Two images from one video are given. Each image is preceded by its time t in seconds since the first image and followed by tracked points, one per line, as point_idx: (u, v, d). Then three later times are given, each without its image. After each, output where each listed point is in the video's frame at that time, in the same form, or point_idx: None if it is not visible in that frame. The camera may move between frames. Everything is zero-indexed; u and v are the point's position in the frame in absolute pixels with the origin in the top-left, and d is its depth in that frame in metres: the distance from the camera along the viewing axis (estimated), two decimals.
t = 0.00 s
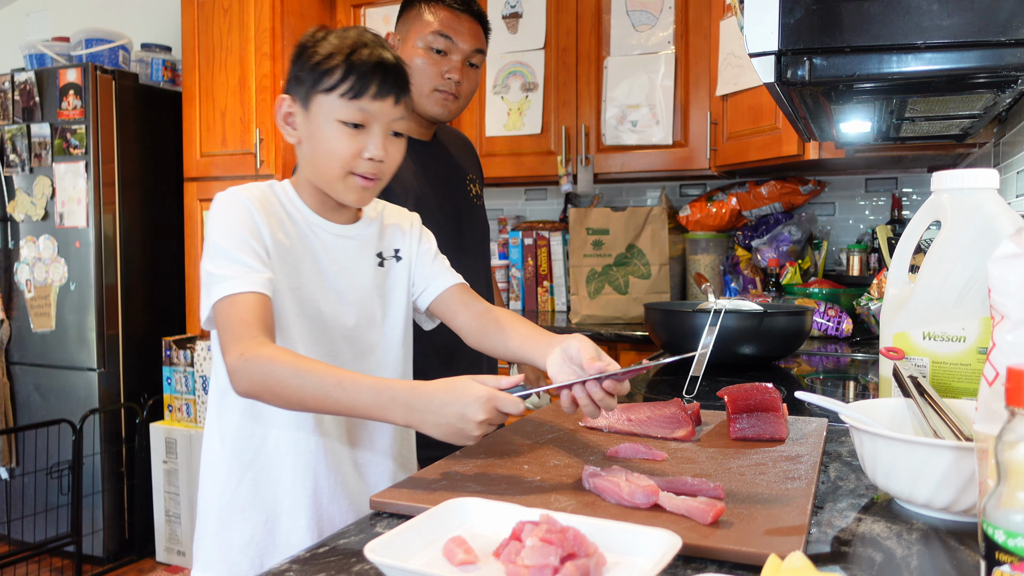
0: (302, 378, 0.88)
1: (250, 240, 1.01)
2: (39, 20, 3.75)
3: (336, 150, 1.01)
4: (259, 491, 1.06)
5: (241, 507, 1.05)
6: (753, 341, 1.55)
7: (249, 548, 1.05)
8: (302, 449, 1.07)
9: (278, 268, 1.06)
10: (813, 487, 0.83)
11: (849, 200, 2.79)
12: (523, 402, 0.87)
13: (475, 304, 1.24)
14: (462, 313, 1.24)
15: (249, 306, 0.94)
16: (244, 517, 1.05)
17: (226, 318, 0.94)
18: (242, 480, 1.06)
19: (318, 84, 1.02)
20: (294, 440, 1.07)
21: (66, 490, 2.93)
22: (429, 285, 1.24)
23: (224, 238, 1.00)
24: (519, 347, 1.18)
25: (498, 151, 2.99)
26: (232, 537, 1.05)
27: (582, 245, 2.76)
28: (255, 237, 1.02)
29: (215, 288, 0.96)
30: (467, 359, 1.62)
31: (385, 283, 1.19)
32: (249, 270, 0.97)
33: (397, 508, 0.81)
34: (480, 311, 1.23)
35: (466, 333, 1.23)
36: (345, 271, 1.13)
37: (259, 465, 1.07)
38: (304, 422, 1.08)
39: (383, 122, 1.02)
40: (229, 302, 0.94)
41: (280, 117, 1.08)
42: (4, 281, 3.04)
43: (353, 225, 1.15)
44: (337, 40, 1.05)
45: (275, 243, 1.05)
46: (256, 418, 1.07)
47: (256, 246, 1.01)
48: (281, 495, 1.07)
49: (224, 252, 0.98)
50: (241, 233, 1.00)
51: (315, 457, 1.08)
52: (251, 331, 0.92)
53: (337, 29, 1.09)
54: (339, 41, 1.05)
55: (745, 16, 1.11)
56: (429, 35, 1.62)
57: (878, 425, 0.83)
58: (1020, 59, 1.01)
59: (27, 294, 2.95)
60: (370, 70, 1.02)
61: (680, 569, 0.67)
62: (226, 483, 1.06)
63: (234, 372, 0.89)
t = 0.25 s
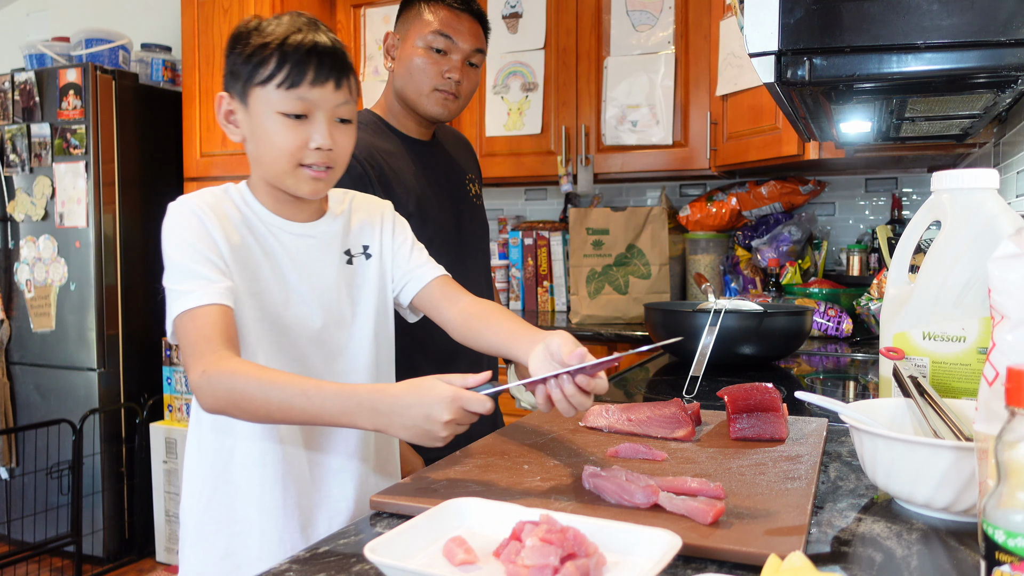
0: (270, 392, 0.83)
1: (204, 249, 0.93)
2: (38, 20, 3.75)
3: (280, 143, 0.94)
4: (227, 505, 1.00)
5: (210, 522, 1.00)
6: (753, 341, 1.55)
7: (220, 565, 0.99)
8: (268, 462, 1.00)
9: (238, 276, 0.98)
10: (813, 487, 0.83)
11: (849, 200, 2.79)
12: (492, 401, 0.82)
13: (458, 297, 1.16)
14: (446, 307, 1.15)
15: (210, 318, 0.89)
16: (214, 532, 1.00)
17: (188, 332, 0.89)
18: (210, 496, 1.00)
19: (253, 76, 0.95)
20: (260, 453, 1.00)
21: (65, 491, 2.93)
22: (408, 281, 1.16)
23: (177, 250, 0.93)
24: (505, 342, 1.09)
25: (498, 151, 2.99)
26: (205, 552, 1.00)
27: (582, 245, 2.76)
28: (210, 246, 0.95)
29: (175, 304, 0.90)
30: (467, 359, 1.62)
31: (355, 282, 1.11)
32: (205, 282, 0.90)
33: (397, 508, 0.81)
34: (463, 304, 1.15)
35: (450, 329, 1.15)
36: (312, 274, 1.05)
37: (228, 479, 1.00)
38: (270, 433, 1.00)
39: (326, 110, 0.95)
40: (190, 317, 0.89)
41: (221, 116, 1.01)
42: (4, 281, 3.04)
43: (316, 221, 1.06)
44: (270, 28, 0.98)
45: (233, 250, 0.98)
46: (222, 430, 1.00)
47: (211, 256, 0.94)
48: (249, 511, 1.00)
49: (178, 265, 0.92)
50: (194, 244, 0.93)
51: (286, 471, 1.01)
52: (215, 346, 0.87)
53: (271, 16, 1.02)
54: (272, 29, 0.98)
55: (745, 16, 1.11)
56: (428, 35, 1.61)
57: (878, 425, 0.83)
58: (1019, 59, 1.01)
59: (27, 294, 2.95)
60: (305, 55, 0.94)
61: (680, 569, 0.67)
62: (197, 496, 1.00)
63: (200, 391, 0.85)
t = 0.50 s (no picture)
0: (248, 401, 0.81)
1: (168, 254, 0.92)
2: (38, 20, 3.75)
3: (242, 140, 0.93)
4: (197, 515, 0.98)
5: (181, 531, 0.98)
6: (752, 341, 1.55)
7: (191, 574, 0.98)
8: (237, 470, 0.98)
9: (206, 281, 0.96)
10: (813, 487, 0.83)
11: (849, 201, 2.79)
12: (454, 408, 0.79)
13: (447, 293, 1.16)
14: (437, 305, 1.16)
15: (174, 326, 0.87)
16: (185, 541, 0.98)
17: (152, 340, 0.87)
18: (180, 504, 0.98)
19: (211, 73, 0.93)
20: (228, 460, 0.98)
21: (65, 490, 2.93)
22: (397, 279, 1.16)
23: (141, 257, 0.91)
24: (498, 339, 1.09)
25: (498, 151, 2.99)
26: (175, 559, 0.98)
27: (582, 245, 2.76)
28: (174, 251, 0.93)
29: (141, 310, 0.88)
30: (466, 360, 1.62)
31: (330, 281, 1.09)
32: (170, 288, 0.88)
33: (397, 508, 0.81)
34: (454, 301, 1.15)
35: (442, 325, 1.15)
36: (284, 274, 1.03)
37: (197, 489, 0.98)
38: (239, 440, 0.98)
39: (289, 106, 0.94)
40: (154, 325, 0.87)
41: (181, 114, 0.99)
42: (4, 281, 3.04)
43: (286, 221, 1.04)
44: (228, 23, 0.97)
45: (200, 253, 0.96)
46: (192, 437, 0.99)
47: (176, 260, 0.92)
48: (218, 522, 0.98)
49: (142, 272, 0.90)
50: (157, 249, 0.91)
51: (254, 479, 0.99)
52: (179, 354, 0.85)
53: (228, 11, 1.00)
54: (230, 25, 0.96)
55: (745, 17, 1.11)
56: (429, 35, 1.62)
57: (878, 425, 0.83)
58: (1019, 59, 1.01)
59: (27, 294, 2.95)
60: (265, 50, 0.93)
61: (680, 569, 0.67)
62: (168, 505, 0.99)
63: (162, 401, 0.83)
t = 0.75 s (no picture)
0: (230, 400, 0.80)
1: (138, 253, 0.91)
2: (38, 20, 3.75)
3: (230, 141, 0.92)
4: (164, 515, 0.98)
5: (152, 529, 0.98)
6: (752, 341, 1.55)
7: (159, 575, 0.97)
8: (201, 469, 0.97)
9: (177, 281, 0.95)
10: (813, 487, 0.83)
11: (849, 201, 2.79)
12: (417, 397, 0.77)
13: (461, 280, 1.13)
14: (451, 294, 1.13)
15: (136, 326, 0.85)
16: (155, 540, 0.98)
17: (122, 341, 0.85)
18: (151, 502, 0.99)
19: (202, 72, 0.93)
20: (192, 458, 0.97)
21: (65, 491, 2.92)
22: (400, 271, 1.14)
23: (111, 256, 0.91)
24: (528, 326, 1.07)
25: (498, 151, 2.99)
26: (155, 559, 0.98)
27: (582, 245, 2.76)
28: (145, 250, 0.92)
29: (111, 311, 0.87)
30: (464, 360, 1.61)
31: (310, 282, 1.07)
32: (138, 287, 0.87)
33: (397, 508, 0.81)
34: (469, 288, 1.11)
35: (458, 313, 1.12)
36: (260, 275, 1.02)
37: (164, 488, 0.98)
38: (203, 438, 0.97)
39: (282, 110, 0.93)
40: (124, 325, 0.86)
41: (165, 110, 0.98)
42: (4, 281, 3.04)
43: (265, 222, 1.03)
44: (225, 24, 0.96)
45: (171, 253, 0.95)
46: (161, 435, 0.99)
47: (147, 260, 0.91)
48: (181, 522, 0.97)
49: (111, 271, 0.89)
50: (127, 248, 0.91)
51: (218, 478, 0.98)
52: (150, 354, 0.84)
53: (225, 10, 1.00)
54: (226, 25, 0.96)
55: (745, 17, 1.11)
56: (429, 35, 1.62)
57: (878, 425, 0.83)
58: (1019, 59, 1.01)
59: (27, 294, 2.95)
60: (260, 53, 0.93)
61: (681, 569, 0.67)
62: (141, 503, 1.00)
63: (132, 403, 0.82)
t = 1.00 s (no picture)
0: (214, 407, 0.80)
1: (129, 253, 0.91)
2: (39, 20, 3.76)
3: (230, 149, 0.91)
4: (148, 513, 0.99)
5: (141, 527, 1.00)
6: (753, 341, 1.55)
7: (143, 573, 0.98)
8: (185, 470, 0.97)
9: (169, 282, 0.96)
10: (813, 487, 0.83)
11: (849, 201, 2.79)
12: (381, 416, 0.77)
13: (471, 281, 1.12)
14: (464, 295, 1.12)
15: (115, 329, 0.85)
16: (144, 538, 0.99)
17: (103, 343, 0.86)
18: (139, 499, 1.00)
19: (204, 78, 0.93)
20: (176, 459, 0.98)
21: (65, 491, 2.93)
22: (408, 273, 1.13)
23: (103, 256, 0.91)
24: (553, 326, 1.07)
25: (498, 151, 2.99)
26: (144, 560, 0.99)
27: (582, 245, 2.76)
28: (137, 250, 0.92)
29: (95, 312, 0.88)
30: (463, 360, 1.61)
31: (307, 288, 1.06)
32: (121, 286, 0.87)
33: (396, 508, 0.81)
34: (483, 290, 1.11)
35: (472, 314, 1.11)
36: (254, 279, 1.02)
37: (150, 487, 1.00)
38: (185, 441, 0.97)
39: (283, 119, 0.93)
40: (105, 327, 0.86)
41: (166, 113, 0.98)
42: (4, 281, 3.04)
43: (261, 227, 1.03)
44: (230, 29, 0.96)
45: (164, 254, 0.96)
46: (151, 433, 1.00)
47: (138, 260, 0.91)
48: (166, 521, 0.98)
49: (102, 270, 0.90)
50: (120, 247, 0.91)
51: (201, 481, 0.98)
52: (129, 358, 0.83)
53: (230, 12, 0.99)
54: (232, 30, 0.96)
55: (745, 17, 1.12)
56: (428, 35, 1.61)
57: (878, 425, 0.84)
58: (1020, 59, 1.01)
59: (27, 294, 2.95)
60: (263, 61, 0.92)
61: (680, 569, 0.67)
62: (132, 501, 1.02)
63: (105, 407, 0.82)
